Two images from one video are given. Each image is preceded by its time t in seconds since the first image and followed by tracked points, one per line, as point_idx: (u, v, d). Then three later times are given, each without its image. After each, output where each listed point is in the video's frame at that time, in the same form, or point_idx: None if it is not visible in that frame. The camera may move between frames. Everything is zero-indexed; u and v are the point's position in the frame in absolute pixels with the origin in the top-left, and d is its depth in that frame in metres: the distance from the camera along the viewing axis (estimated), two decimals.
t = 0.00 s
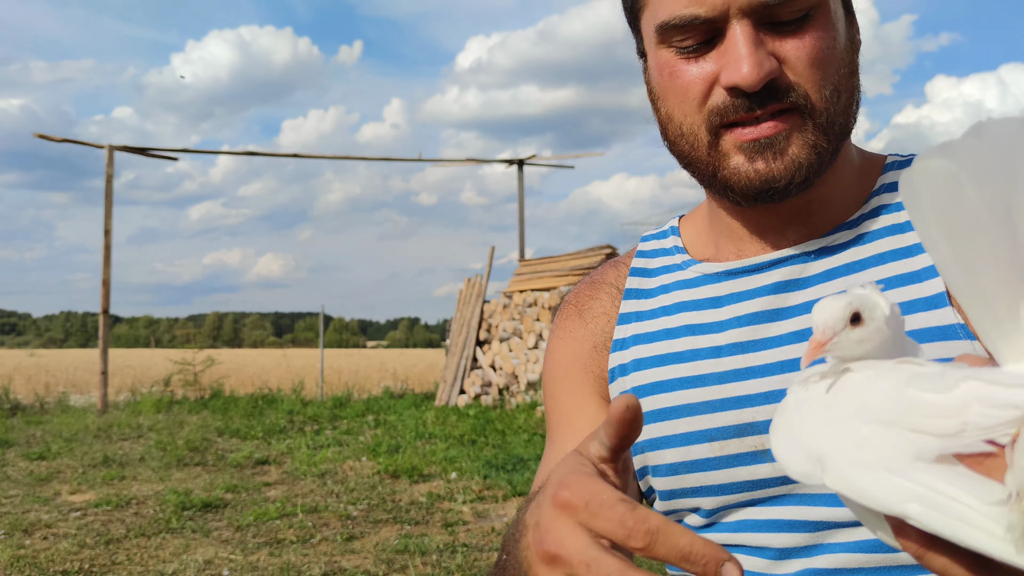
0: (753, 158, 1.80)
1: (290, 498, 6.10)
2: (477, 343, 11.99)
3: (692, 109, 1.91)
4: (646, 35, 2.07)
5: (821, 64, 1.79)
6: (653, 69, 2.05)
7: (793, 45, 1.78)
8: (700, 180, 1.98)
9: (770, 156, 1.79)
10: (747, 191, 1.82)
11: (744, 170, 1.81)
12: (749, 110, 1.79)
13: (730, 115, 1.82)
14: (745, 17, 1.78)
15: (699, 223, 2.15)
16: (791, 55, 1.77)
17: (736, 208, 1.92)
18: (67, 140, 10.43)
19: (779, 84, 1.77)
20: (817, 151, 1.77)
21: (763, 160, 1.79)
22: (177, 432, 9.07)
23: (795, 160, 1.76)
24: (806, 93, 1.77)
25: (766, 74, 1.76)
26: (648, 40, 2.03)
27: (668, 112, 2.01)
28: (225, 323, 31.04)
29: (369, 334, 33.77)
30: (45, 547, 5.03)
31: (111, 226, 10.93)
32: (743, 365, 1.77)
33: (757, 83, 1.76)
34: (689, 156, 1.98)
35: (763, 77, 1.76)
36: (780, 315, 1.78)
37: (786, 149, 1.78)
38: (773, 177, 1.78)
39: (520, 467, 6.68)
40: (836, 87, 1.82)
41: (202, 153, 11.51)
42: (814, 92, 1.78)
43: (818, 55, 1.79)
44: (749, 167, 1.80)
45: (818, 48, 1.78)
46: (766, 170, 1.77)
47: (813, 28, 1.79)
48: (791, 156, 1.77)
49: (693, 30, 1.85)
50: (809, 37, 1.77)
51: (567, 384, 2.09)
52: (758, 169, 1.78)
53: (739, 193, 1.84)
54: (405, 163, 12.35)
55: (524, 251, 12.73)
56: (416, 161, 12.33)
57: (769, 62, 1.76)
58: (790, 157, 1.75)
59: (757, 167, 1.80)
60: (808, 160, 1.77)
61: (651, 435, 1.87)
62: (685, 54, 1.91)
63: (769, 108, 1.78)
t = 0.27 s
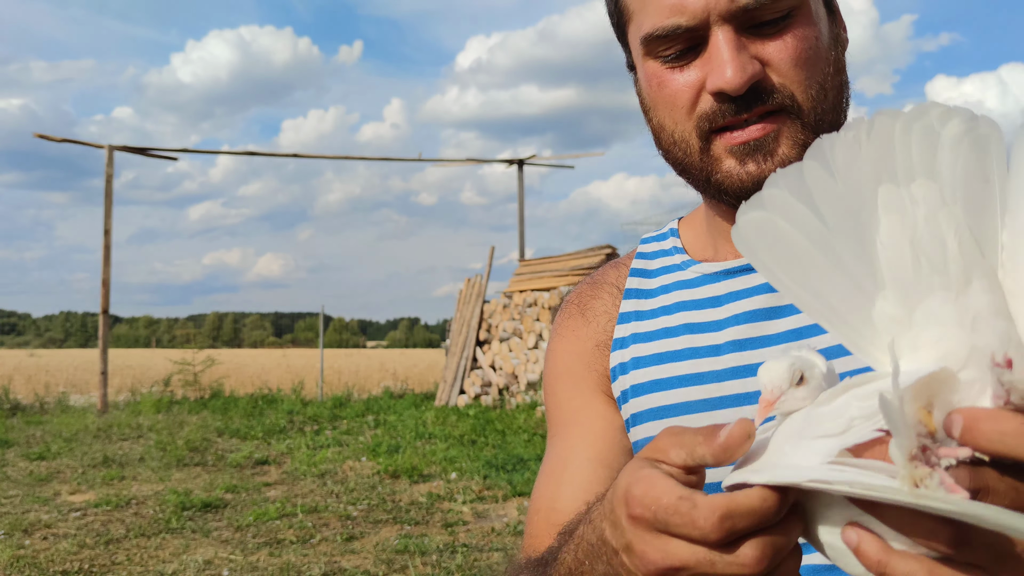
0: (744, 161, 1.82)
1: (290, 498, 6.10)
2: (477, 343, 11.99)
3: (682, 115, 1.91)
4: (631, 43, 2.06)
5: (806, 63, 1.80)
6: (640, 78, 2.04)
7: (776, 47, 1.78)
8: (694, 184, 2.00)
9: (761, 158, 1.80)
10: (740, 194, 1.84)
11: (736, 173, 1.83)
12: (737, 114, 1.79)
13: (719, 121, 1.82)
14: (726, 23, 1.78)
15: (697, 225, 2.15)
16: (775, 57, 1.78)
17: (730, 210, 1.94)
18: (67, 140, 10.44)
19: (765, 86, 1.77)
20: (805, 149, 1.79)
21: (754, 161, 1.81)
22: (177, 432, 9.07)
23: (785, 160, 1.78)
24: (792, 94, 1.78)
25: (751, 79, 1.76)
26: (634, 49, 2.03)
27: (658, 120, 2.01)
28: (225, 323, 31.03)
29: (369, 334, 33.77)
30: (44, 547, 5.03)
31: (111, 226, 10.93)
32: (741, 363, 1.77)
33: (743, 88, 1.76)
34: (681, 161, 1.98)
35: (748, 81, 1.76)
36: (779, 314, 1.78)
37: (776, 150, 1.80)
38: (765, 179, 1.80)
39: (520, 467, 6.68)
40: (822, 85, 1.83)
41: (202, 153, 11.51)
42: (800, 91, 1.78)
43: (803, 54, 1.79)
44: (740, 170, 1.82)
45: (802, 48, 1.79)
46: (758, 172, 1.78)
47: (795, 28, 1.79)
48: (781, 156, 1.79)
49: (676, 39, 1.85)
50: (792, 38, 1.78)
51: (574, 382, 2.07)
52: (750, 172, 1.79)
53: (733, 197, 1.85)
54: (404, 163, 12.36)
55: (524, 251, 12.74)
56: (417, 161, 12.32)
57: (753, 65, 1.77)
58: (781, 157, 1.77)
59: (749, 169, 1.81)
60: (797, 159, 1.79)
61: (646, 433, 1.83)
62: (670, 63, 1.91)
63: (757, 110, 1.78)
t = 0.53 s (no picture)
0: (747, 157, 1.79)
1: (290, 499, 6.09)
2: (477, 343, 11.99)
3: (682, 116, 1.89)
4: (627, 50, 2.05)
5: (803, 60, 1.80)
6: (638, 83, 2.03)
7: (773, 42, 1.78)
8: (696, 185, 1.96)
9: (764, 153, 1.78)
10: (745, 189, 1.81)
11: (740, 169, 1.79)
12: (738, 108, 1.77)
13: (720, 116, 1.79)
14: (724, 20, 1.78)
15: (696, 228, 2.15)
16: (773, 52, 1.78)
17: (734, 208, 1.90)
18: (66, 140, 10.45)
19: (764, 81, 1.76)
20: (808, 143, 1.77)
21: (758, 157, 1.78)
22: (177, 432, 9.07)
23: (789, 155, 1.76)
24: (791, 88, 1.77)
25: (752, 73, 1.75)
26: (631, 54, 2.02)
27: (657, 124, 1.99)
28: (224, 323, 31.05)
29: (369, 334, 33.75)
30: (44, 547, 5.03)
31: (111, 226, 10.93)
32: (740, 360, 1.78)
33: (744, 82, 1.75)
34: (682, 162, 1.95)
35: (748, 75, 1.75)
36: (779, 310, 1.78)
37: (779, 144, 1.78)
38: (769, 173, 1.77)
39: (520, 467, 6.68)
40: (819, 82, 1.83)
41: (201, 153, 11.51)
42: (799, 86, 1.79)
43: (799, 50, 1.80)
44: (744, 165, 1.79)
45: (797, 44, 1.80)
46: (763, 167, 1.76)
47: (790, 25, 1.80)
48: (785, 151, 1.77)
49: (674, 37, 1.84)
50: (789, 34, 1.78)
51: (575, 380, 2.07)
52: (755, 167, 1.76)
53: (737, 193, 1.82)
54: (404, 163, 12.35)
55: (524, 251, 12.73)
56: (416, 161, 12.31)
57: (752, 61, 1.76)
58: (784, 151, 1.75)
59: (753, 165, 1.78)
60: (801, 153, 1.77)
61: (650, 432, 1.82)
62: (669, 63, 1.89)
63: (758, 105, 1.77)
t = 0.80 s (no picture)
0: (745, 151, 1.77)
1: (290, 499, 6.09)
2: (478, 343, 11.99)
3: (681, 112, 1.89)
4: (628, 49, 2.07)
5: (801, 56, 1.80)
6: (639, 82, 2.04)
7: (772, 38, 1.78)
8: (696, 183, 1.96)
9: (762, 147, 1.76)
10: (743, 184, 1.80)
11: (738, 164, 1.78)
12: (736, 104, 1.76)
13: (718, 112, 1.79)
14: (723, 16, 1.79)
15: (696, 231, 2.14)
16: (771, 48, 1.78)
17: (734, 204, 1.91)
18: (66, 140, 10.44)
19: (762, 76, 1.77)
20: (807, 139, 1.76)
21: (755, 151, 1.77)
22: (177, 433, 9.07)
23: (786, 149, 1.75)
24: (789, 83, 1.77)
25: (750, 68, 1.76)
26: (632, 53, 2.04)
27: (658, 121, 2.00)
28: (224, 323, 31.07)
29: (369, 334, 33.76)
30: (44, 547, 5.03)
31: (111, 226, 10.93)
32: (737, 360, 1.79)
33: (742, 77, 1.76)
34: (682, 159, 1.95)
35: (746, 70, 1.76)
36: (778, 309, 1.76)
37: (776, 139, 1.76)
38: (767, 168, 1.76)
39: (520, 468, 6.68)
40: (817, 78, 1.83)
41: (201, 153, 11.51)
42: (797, 82, 1.78)
43: (797, 47, 1.80)
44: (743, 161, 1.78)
45: (796, 41, 1.79)
46: (760, 161, 1.75)
47: (789, 22, 1.80)
48: (782, 145, 1.76)
49: (674, 34, 1.86)
50: (787, 30, 1.78)
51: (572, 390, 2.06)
52: (751, 161, 1.75)
53: (735, 188, 1.82)
54: (405, 163, 12.35)
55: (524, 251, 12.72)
56: (416, 161, 12.30)
57: (750, 56, 1.76)
58: (781, 145, 1.74)
59: (750, 159, 1.77)
60: (799, 148, 1.75)
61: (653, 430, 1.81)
62: (669, 61, 1.90)
63: (756, 100, 1.76)
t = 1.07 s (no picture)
0: (736, 148, 1.78)
1: (290, 499, 6.09)
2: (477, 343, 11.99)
3: (677, 106, 1.90)
4: (631, 39, 2.07)
5: (799, 56, 1.79)
6: (640, 73, 2.05)
7: (772, 37, 1.78)
8: (689, 177, 1.97)
9: (753, 144, 1.77)
10: (733, 180, 1.81)
11: (728, 160, 1.79)
12: (731, 99, 1.77)
13: (712, 107, 1.80)
14: (724, 12, 1.79)
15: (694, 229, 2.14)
16: (769, 47, 1.77)
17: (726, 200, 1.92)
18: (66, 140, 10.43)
19: (759, 75, 1.76)
20: (798, 139, 1.75)
21: (746, 148, 1.78)
22: (177, 433, 9.06)
23: (777, 147, 1.74)
24: (784, 83, 1.76)
25: (746, 66, 1.75)
26: (635, 44, 2.04)
27: (656, 114, 2.01)
28: (224, 323, 31.08)
29: (369, 334, 33.76)
30: (44, 548, 5.03)
31: (110, 226, 10.92)
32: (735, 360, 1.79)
33: (738, 74, 1.76)
34: (677, 152, 1.96)
35: (742, 68, 1.75)
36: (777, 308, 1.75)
37: (768, 137, 1.76)
38: (757, 165, 1.76)
39: (520, 468, 6.68)
40: (814, 80, 1.82)
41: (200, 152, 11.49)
42: (793, 83, 1.77)
43: (797, 47, 1.79)
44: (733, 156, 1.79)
45: (796, 41, 1.79)
46: (750, 158, 1.75)
47: (790, 21, 1.80)
48: (773, 144, 1.75)
49: (675, 26, 1.86)
50: (787, 29, 1.78)
51: (564, 396, 2.06)
52: (742, 158, 1.76)
53: (725, 183, 1.83)
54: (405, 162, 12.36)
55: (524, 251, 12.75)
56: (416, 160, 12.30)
57: (748, 53, 1.76)
58: (772, 144, 1.73)
59: (740, 156, 1.78)
60: (791, 148, 1.75)
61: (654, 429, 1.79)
62: (669, 53, 1.91)
63: (751, 97, 1.76)
